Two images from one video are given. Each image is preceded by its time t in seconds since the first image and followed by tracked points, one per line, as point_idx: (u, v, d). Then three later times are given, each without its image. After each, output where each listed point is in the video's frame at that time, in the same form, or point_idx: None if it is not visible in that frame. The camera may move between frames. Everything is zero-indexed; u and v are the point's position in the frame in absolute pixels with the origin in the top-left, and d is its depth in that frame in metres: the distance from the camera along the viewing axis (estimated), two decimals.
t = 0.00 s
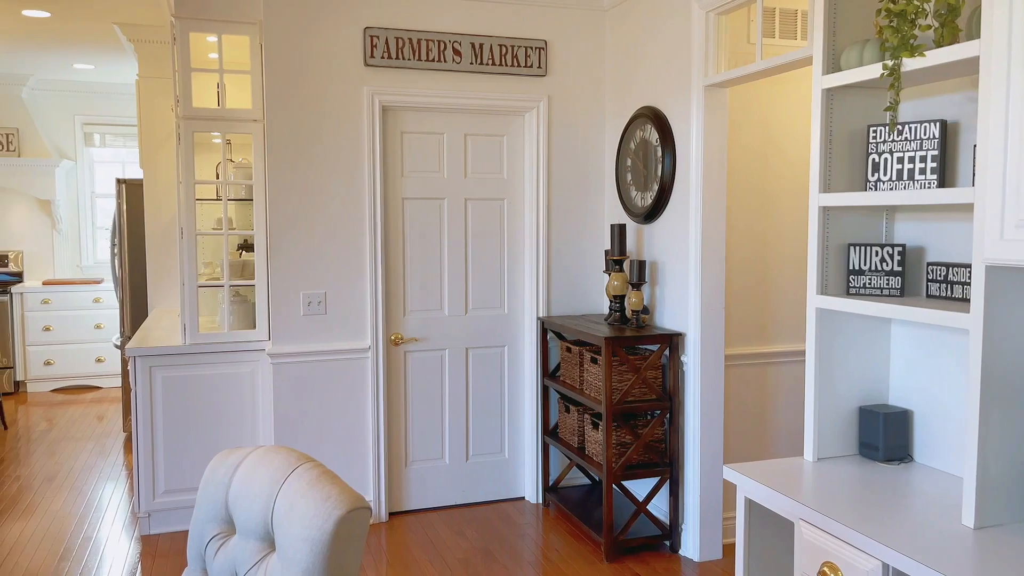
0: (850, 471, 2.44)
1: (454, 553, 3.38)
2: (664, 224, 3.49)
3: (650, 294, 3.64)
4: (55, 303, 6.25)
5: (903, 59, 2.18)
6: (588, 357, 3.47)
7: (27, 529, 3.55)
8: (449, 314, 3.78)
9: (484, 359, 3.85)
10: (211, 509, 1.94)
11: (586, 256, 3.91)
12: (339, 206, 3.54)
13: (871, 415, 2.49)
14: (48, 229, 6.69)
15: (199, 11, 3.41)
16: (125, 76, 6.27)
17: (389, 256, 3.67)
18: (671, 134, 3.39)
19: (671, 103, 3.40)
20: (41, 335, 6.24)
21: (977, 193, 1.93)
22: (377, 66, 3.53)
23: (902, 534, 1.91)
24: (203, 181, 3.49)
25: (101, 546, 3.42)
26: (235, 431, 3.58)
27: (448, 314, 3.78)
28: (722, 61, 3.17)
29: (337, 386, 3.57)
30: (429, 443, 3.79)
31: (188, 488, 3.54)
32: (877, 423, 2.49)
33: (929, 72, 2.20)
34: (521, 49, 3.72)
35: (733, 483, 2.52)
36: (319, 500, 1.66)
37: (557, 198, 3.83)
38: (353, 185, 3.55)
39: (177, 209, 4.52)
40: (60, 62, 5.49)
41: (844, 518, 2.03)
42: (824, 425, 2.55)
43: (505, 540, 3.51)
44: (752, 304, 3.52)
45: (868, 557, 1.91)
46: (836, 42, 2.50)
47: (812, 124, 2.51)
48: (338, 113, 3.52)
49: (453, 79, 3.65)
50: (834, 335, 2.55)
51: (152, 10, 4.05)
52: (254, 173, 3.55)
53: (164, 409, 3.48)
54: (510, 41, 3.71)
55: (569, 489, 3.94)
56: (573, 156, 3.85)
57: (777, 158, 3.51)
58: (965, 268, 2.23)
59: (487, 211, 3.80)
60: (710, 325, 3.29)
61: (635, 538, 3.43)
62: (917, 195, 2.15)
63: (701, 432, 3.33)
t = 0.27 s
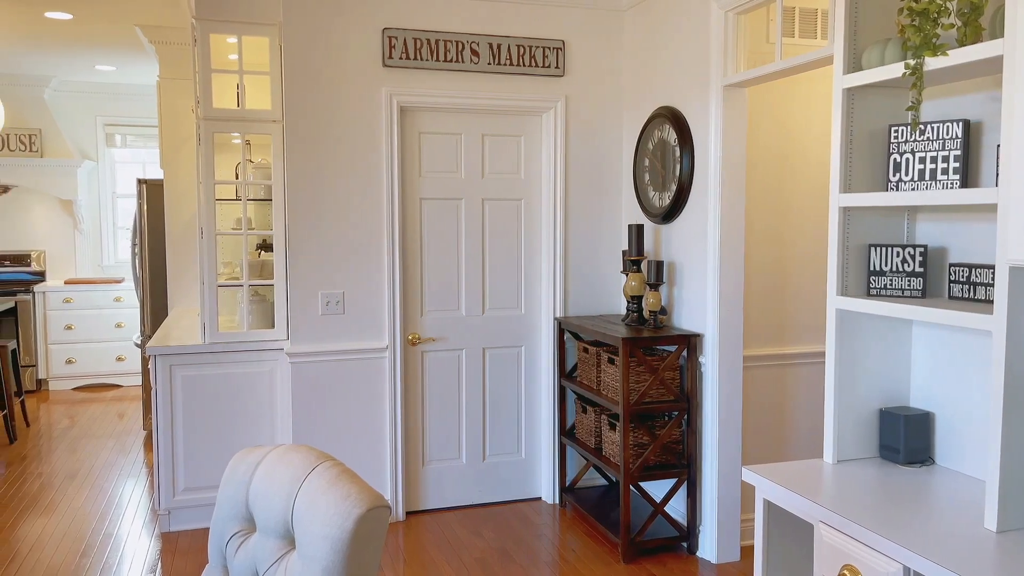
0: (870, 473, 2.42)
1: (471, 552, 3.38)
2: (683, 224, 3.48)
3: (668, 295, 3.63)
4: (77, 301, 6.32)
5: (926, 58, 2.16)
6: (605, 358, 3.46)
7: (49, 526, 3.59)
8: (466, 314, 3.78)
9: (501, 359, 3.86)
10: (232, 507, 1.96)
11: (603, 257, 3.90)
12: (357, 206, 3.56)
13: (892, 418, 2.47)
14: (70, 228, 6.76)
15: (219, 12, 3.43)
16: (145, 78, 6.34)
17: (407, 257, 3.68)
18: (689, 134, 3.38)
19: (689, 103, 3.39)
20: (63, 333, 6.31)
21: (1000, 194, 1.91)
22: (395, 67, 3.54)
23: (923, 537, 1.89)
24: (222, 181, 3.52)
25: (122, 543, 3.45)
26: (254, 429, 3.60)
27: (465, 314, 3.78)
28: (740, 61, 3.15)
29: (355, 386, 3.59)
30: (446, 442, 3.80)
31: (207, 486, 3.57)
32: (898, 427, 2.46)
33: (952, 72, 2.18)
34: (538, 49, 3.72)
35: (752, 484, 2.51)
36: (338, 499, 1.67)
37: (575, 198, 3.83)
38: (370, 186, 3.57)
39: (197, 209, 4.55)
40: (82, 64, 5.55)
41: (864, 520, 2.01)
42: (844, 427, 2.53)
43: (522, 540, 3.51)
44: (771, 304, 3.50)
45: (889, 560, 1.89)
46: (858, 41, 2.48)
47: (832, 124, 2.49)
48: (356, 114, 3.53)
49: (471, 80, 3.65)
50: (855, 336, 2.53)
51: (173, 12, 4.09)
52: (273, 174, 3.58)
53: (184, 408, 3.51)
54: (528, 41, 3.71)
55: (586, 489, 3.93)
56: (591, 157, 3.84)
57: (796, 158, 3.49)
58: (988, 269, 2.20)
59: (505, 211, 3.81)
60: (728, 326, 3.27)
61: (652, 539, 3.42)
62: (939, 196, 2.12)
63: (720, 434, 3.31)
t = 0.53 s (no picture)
0: (891, 475, 2.41)
1: (488, 552, 3.39)
2: (701, 225, 3.46)
3: (687, 295, 3.62)
4: (99, 301, 6.39)
5: (948, 57, 2.14)
6: (623, 358, 3.45)
7: (72, 522, 3.63)
8: (483, 315, 3.79)
9: (518, 360, 3.86)
10: (253, 505, 1.97)
11: (621, 257, 3.90)
12: (375, 206, 3.58)
13: (914, 419, 2.45)
14: (92, 228, 6.84)
15: (239, 14, 3.46)
16: (167, 79, 6.40)
17: (424, 257, 3.69)
18: (708, 134, 3.37)
19: (708, 103, 3.38)
20: (85, 332, 6.38)
21: None
22: (413, 67, 3.56)
23: (945, 540, 1.87)
24: (242, 182, 3.54)
25: (143, 540, 3.48)
26: (273, 428, 3.63)
27: (482, 314, 3.79)
28: (760, 60, 3.14)
29: (373, 385, 3.61)
30: (463, 442, 3.81)
31: (227, 483, 3.60)
32: (919, 428, 2.45)
33: (975, 71, 2.16)
34: (557, 49, 3.72)
35: (771, 486, 2.50)
36: (358, 498, 1.67)
37: (593, 199, 3.82)
38: (389, 186, 3.59)
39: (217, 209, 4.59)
40: (105, 66, 5.61)
41: (885, 522, 2.00)
42: (865, 429, 2.51)
43: (539, 540, 3.51)
44: (790, 305, 3.48)
45: (910, 563, 1.88)
46: (880, 41, 2.46)
47: (854, 124, 2.46)
48: (374, 114, 3.55)
49: (489, 80, 3.66)
50: (876, 337, 2.51)
51: (195, 14, 4.13)
52: (292, 174, 3.61)
53: (204, 406, 3.54)
54: (546, 41, 3.71)
55: (603, 490, 3.93)
56: (609, 157, 3.84)
57: (816, 158, 3.47)
58: (1012, 270, 2.18)
59: (522, 211, 3.81)
60: (747, 327, 3.26)
61: (670, 540, 3.41)
62: (962, 196, 2.10)
63: (738, 435, 3.30)
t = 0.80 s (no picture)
0: (913, 478, 2.38)
1: (505, 552, 3.39)
2: (720, 225, 3.45)
3: (705, 296, 3.60)
4: (120, 300, 6.45)
5: (973, 56, 2.12)
6: (641, 359, 3.44)
7: (94, 519, 3.67)
8: (501, 315, 3.79)
9: (535, 360, 3.86)
10: (273, 503, 1.98)
11: (639, 257, 3.89)
12: (393, 206, 3.59)
13: (936, 422, 2.42)
14: (113, 228, 6.89)
15: (260, 15, 3.48)
16: (188, 80, 6.46)
17: (443, 257, 3.70)
18: (727, 134, 3.35)
19: (727, 103, 3.36)
20: (106, 331, 6.45)
21: None
22: (432, 68, 3.57)
23: (969, 544, 1.85)
24: (262, 182, 3.57)
25: (164, 537, 3.51)
26: (292, 426, 3.65)
27: (500, 315, 3.79)
28: (780, 60, 3.12)
29: (391, 385, 3.62)
30: (480, 442, 3.81)
31: (246, 482, 3.62)
32: (941, 431, 2.42)
33: (1000, 70, 2.14)
34: (575, 49, 3.72)
35: (790, 488, 2.48)
36: (378, 497, 1.68)
37: (611, 199, 3.82)
38: (407, 186, 3.60)
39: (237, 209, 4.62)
40: (127, 67, 5.67)
41: (908, 526, 1.98)
42: (887, 431, 2.49)
43: (556, 541, 3.51)
44: (810, 306, 3.46)
45: (933, 567, 1.86)
46: (902, 39, 2.43)
47: (876, 123, 2.44)
48: (393, 114, 3.56)
49: (507, 80, 3.66)
50: (898, 339, 2.49)
51: (216, 15, 4.16)
52: (311, 174, 3.63)
53: (224, 404, 3.57)
54: (565, 42, 3.71)
55: (620, 491, 3.92)
56: (627, 158, 3.83)
57: (837, 158, 3.45)
58: None
59: (540, 212, 3.81)
60: (766, 328, 3.24)
61: (687, 542, 3.40)
62: (986, 197, 2.08)
63: (757, 437, 3.28)
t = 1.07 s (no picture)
0: (935, 481, 2.36)
1: (522, 552, 3.39)
2: (739, 225, 3.43)
3: (724, 297, 3.58)
4: (141, 299, 6.51)
5: (997, 56, 2.09)
6: (659, 360, 3.43)
7: (115, 516, 3.71)
8: (518, 315, 3.79)
9: (553, 360, 3.86)
10: (294, 501, 1.99)
11: (657, 258, 3.88)
12: (412, 206, 3.60)
13: (959, 424, 2.39)
14: (134, 227, 6.95)
15: (280, 16, 3.51)
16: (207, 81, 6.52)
17: (461, 257, 3.71)
18: (747, 134, 3.34)
19: (746, 102, 3.35)
20: (128, 329, 6.52)
21: None
22: (450, 68, 3.58)
23: (993, 548, 1.83)
24: (281, 182, 3.59)
25: (184, 535, 3.54)
26: (311, 425, 3.67)
27: (517, 315, 3.79)
28: (800, 59, 3.10)
29: (409, 384, 3.64)
30: (497, 441, 3.82)
31: (266, 480, 3.65)
32: (965, 433, 2.39)
33: None
34: (593, 49, 3.72)
35: (811, 490, 2.46)
36: (398, 496, 1.69)
37: (629, 199, 3.81)
38: (425, 186, 3.61)
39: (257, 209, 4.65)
40: (148, 68, 5.74)
41: (930, 530, 1.96)
42: (909, 434, 2.47)
43: (573, 541, 3.51)
44: (830, 306, 3.43)
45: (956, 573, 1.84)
46: (925, 38, 2.41)
47: (897, 122, 2.42)
48: (411, 115, 3.57)
49: (525, 80, 3.66)
50: (921, 340, 2.46)
51: (236, 17, 4.20)
52: (330, 174, 3.65)
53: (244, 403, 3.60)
54: (583, 42, 3.71)
55: (638, 492, 3.91)
56: (645, 158, 3.82)
57: (858, 158, 3.42)
58: None
59: (558, 212, 3.80)
60: (786, 329, 3.22)
61: (705, 543, 3.39)
62: (1010, 197, 2.05)
63: (776, 438, 3.26)
